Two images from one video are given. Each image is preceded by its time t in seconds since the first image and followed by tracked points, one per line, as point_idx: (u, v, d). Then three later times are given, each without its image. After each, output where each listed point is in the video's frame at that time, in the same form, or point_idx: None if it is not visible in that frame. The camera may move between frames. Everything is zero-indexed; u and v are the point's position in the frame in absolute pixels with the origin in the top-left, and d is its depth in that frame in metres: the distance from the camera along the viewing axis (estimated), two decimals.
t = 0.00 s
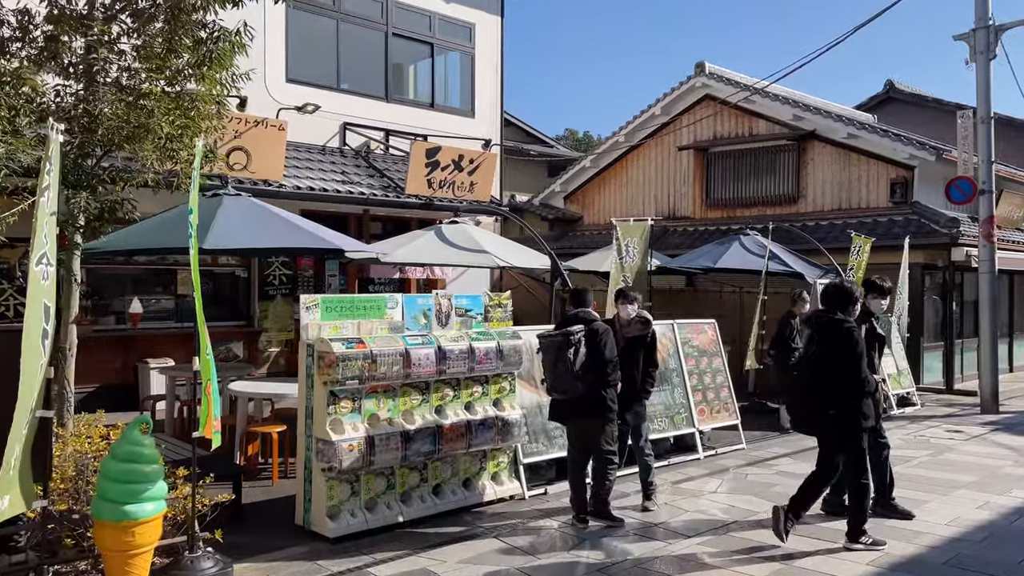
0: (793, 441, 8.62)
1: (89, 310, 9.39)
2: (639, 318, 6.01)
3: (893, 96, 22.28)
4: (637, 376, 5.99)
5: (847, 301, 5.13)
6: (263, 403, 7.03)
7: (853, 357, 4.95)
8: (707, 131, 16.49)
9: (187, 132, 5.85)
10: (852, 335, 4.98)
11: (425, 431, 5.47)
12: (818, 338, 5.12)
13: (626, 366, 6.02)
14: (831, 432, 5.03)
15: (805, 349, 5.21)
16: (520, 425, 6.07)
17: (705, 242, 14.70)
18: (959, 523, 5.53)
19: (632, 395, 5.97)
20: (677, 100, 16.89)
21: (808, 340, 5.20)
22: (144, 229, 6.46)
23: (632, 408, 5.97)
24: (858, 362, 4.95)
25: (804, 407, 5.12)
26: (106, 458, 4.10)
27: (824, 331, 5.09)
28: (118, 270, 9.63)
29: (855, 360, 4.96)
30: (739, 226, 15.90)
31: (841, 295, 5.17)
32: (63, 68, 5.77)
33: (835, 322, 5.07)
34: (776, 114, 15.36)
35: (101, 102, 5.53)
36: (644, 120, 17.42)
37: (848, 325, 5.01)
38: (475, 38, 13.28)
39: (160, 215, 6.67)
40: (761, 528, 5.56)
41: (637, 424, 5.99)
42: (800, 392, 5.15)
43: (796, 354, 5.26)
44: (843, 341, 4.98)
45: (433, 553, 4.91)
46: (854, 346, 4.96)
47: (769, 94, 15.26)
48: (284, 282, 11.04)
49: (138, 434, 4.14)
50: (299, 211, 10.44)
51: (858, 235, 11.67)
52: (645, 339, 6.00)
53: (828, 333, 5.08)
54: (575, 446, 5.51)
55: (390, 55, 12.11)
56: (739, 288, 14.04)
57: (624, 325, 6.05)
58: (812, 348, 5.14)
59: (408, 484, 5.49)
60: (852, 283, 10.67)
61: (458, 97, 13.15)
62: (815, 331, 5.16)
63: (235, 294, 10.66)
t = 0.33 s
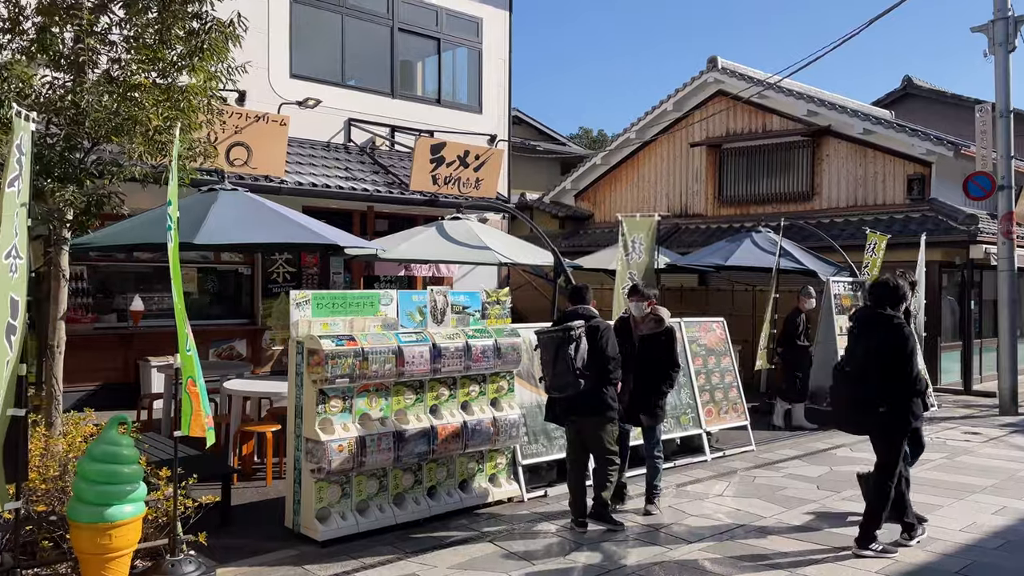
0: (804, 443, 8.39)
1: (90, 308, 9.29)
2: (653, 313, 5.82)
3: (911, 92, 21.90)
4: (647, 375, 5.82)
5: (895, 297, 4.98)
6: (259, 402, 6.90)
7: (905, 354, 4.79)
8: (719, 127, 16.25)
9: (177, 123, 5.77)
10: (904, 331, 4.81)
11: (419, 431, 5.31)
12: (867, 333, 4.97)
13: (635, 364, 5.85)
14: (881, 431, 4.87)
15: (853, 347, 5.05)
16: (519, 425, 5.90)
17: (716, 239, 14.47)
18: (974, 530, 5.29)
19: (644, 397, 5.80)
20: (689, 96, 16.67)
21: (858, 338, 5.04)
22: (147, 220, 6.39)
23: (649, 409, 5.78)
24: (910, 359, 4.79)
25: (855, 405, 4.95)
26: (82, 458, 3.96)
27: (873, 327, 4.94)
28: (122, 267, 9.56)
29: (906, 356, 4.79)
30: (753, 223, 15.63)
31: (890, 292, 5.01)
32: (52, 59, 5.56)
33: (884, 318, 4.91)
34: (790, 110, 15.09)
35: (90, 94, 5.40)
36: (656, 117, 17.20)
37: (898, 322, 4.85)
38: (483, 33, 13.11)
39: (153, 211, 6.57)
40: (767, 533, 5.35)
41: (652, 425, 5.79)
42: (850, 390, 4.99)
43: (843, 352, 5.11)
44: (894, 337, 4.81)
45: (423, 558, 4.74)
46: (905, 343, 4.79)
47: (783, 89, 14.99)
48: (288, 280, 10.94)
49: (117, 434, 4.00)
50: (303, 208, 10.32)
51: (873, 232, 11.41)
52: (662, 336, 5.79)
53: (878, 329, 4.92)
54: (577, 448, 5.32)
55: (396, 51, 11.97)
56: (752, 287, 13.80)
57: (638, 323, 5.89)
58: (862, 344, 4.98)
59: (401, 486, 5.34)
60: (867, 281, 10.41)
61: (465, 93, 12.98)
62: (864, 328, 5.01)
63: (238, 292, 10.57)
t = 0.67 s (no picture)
0: (824, 446, 8.13)
1: (98, 306, 9.21)
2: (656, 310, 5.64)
3: (937, 87, 21.43)
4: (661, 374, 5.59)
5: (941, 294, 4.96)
6: (261, 402, 6.75)
7: (971, 356, 4.72)
8: (739, 123, 15.96)
9: (175, 117, 5.68)
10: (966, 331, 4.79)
11: (420, 433, 5.14)
12: (929, 336, 4.88)
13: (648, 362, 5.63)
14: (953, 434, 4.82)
15: (913, 350, 4.92)
16: (525, 427, 5.71)
17: (735, 237, 14.20)
18: (1002, 540, 5.03)
19: (656, 397, 5.58)
20: (709, 91, 16.39)
21: (918, 341, 4.93)
22: (149, 217, 6.30)
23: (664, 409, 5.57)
24: (976, 360, 4.72)
25: (927, 411, 4.82)
26: (66, 461, 3.83)
27: (932, 329, 4.87)
28: (131, 265, 9.49)
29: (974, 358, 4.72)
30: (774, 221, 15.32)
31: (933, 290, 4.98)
32: (51, 52, 5.45)
33: (943, 319, 4.86)
34: (811, 104, 14.77)
35: (87, 88, 5.29)
36: (674, 113, 16.93)
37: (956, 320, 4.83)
38: (497, 28, 12.92)
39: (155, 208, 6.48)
40: (782, 542, 5.13)
41: (663, 426, 5.55)
42: (919, 396, 4.86)
43: (903, 355, 4.97)
44: (959, 339, 4.76)
45: (421, 566, 4.58)
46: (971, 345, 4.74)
47: (804, 84, 14.68)
48: (299, 278, 10.83)
49: (101, 436, 3.86)
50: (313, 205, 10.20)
51: (897, 229, 11.08)
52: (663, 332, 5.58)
53: (938, 332, 4.86)
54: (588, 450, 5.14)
55: (408, 46, 11.82)
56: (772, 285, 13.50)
57: (641, 319, 5.72)
58: (923, 349, 4.88)
59: (402, 490, 5.17)
60: (889, 280, 10.10)
61: (479, 89, 12.80)
62: (924, 329, 4.91)
63: (249, 291, 10.48)
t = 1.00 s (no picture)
0: (853, 449, 7.87)
1: (117, 304, 9.20)
2: (671, 310, 5.50)
3: (971, 79, 20.91)
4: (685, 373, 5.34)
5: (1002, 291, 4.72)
6: (274, 401, 6.66)
7: None
8: (767, 117, 15.65)
9: (182, 112, 5.63)
10: None
11: (431, 436, 5.01)
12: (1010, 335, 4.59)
13: (671, 363, 5.41)
14: None
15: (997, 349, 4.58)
16: (540, 429, 5.56)
17: (762, 234, 13.91)
18: None
19: (681, 399, 5.38)
20: (735, 85, 16.11)
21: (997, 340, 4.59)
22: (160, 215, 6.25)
23: (688, 410, 5.37)
24: None
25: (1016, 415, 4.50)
26: (64, 463, 3.73)
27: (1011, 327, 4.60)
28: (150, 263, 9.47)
29: None
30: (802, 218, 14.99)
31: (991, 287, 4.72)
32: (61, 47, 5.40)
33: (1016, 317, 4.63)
34: (841, 97, 14.43)
35: (94, 84, 5.23)
36: (700, 107, 16.67)
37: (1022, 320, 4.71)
38: (518, 23, 12.75)
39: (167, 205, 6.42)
40: (806, 551, 4.92)
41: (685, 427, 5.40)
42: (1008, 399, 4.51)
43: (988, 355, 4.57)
44: None
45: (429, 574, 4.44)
46: None
47: (833, 77, 14.35)
48: (318, 275, 10.76)
49: (100, 438, 3.76)
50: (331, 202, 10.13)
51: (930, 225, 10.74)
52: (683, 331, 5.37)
53: (1002, 327, 4.59)
54: (613, 456, 4.97)
55: (428, 42, 11.71)
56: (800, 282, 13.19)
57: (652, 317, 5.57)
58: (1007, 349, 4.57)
59: (413, 493, 5.04)
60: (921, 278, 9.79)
61: (500, 84, 12.65)
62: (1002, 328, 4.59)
63: (268, 289, 10.44)
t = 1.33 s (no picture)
0: (881, 450, 7.62)
1: (139, 299, 9.24)
2: (701, 307, 5.18)
3: (1011, 70, 20.26)
4: (714, 379, 4.99)
5: None
6: (288, 398, 6.61)
7: None
8: (797, 110, 15.33)
9: (190, 104, 5.55)
10: None
11: (439, 433, 4.92)
12: None
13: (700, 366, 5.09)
14: None
15: None
16: (552, 427, 5.44)
17: (792, 229, 13.62)
18: None
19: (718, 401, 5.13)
20: (764, 77, 15.81)
21: None
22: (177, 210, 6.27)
23: (716, 414, 5.11)
24: None
25: None
26: (62, 458, 3.69)
27: None
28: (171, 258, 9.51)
29: None
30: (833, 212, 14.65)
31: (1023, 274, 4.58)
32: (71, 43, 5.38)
33: None
34: (874, 89, 14.05)
35: (102, 77, 5.24)
36: (728, 100, 16.39)
37: None
38: (541, 15, 12.60)
39: (180, 200, 6.42)
40: (826, 554, 4.74)
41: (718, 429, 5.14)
42: None
43: None
44: None
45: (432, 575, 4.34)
46: None
47: (865, 67, 14.00)
48: (338, 271, 10.75)
49: (99, 433, 3.73)
50: (351, 197, 10.09)
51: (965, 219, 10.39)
52: (712, 332, 5.02)
53: None
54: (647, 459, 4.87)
55: (449, 35, 11.61)
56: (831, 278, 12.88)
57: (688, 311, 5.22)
58: None
59: (420, 491, 4.95)
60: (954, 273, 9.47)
61: (522, 78, 12.51)
62: None
63: (289, 284, 10.44)
